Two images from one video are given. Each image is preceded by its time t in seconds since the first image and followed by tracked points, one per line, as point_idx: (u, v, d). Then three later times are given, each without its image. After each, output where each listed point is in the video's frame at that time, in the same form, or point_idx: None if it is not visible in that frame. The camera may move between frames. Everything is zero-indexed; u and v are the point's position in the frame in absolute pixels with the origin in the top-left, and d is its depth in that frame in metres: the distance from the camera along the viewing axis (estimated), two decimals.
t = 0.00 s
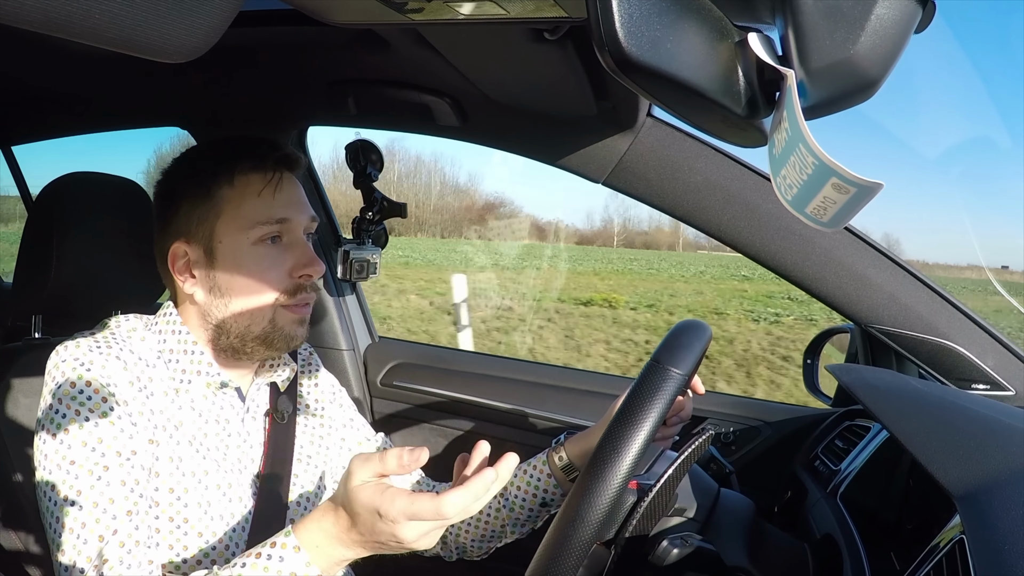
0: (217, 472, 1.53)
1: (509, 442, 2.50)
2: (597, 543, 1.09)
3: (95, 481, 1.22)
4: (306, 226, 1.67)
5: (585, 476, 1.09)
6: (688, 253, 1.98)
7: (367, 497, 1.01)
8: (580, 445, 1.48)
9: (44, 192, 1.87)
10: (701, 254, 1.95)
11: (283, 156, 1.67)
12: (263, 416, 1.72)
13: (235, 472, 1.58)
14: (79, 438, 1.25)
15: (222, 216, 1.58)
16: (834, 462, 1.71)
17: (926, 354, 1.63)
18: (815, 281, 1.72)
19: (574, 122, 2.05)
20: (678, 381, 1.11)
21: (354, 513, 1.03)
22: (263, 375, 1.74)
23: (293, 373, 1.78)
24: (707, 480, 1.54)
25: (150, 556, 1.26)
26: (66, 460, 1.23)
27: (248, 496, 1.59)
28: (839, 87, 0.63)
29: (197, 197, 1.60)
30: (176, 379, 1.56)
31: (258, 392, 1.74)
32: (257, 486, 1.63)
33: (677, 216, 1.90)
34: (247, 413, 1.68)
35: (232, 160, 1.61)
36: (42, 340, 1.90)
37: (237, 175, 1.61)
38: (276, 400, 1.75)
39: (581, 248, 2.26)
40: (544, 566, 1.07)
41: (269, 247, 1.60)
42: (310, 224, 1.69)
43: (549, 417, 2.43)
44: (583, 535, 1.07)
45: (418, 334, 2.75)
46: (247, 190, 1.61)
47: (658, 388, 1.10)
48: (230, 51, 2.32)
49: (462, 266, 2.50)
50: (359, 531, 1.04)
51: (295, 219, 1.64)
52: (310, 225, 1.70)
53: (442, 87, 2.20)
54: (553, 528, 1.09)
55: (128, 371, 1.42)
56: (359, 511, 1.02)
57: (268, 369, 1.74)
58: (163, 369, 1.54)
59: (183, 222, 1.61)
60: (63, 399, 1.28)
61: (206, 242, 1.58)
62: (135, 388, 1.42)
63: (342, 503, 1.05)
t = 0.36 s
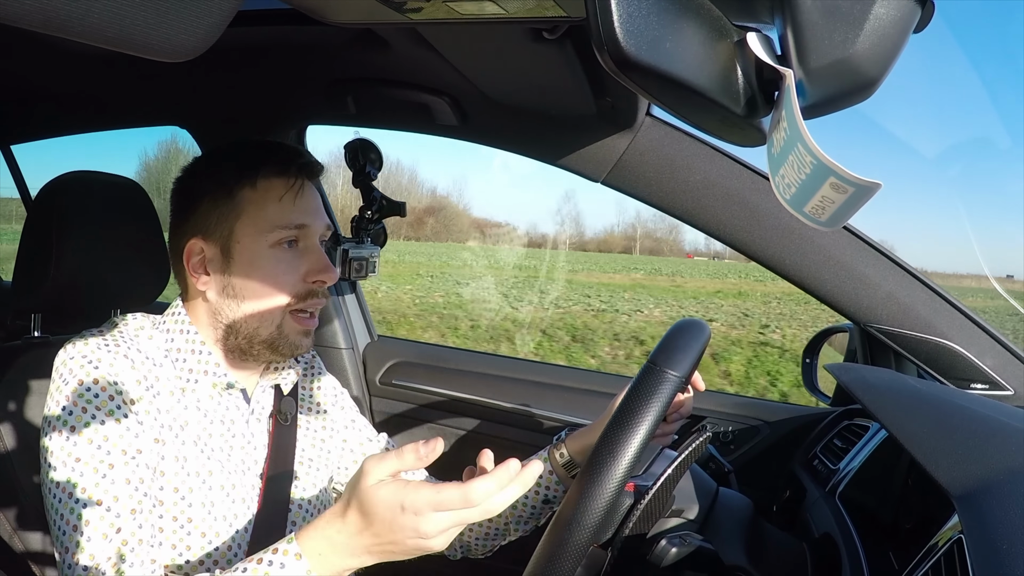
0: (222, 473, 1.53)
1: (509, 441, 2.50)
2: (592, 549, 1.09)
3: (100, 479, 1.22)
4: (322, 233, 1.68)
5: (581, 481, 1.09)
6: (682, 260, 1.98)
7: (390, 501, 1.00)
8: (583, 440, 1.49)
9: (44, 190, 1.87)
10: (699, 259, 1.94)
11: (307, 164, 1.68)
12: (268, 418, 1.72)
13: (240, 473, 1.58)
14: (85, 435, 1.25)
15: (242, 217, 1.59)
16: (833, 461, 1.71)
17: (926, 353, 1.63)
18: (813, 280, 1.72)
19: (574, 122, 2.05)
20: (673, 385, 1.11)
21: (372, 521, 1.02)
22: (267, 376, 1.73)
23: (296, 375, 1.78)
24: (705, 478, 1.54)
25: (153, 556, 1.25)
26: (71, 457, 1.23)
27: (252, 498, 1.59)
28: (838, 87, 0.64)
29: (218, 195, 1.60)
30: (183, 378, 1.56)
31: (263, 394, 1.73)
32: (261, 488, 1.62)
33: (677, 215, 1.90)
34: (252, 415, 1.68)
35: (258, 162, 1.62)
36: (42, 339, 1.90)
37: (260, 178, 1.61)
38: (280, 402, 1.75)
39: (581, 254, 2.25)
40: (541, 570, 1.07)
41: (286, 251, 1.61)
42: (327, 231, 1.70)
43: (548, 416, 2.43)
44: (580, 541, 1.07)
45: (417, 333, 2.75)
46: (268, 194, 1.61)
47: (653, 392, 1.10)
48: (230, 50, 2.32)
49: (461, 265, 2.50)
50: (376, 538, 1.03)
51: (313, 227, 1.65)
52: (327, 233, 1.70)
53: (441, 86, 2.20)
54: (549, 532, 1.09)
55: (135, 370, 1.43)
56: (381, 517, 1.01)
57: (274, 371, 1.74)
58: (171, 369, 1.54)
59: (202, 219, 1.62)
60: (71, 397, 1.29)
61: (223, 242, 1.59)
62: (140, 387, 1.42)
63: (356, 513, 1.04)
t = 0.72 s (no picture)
0: (222, 473, 1.52)
1: (509, 441, 2.50)
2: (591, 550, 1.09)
3: (100, 479, 1.23)
4: (324, 237, 1.68)
5: (579, 484, 1.09)
6: (680, 261, 1.99)
7: (398, 524, 1.00)
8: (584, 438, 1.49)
9: (44, 190, 1.87)
10: (697, 261, 1.94)
11: (309, 167, 1.69)
12: (265, 417, 1.72)
13: (240, 473, 1.58)
14: (85, 436, 1.26)
15: (245, 220, 1.59)
16: (833, 461, 1.71)
17: (926, 353, 1.63)
18: (814, 281, 1.72)
19: (574, 122, 2.05)
20: (673, 387, 1.11)
21: (382, 541, 1.02)
22: (267, 377, 1.73)
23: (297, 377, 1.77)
24: (705, 478, 1.56)
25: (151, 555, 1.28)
26: (70, 458, 1.24)
27: (251, 497, 1.59)
28: (838, 86, 0.63)
29: (221, 198, 1.60)
30: (183, 378, 1.56)
31: (263, 393, 1.73)
32: (260, 487, 1.63)
33: (677, 215, 1.89)
34: (252, 414, 1.68)
35: (261, 165, 1.62)
36: (42, 339, 1.90)
37: (264, 181, 1.62)
38: (280, 402, 1.75)
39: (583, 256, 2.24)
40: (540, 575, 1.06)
41: (288, 254, 1.61)
42: (329, 235, 1.70)
43: (549, 416, 2.43)
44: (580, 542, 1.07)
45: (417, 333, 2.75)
46: (272, 197, 1.61)
47: (649, 397, 1.10)
48: (230, 51, 2.32)
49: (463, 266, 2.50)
50: (387, 556, 1.03)
51: (316, 230, 1.65)
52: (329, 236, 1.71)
53: (441, 86, 2.20)
54: (546, 538, 1.09)
55: (135, 370, 1.44)
56: (389, 538, 1.01)
57: (274, 372, 1.73)
58: (170, 369, 1.54)
59: (204, 221, 1.61)
60: (70, 397, 1.29)
61: (225, 244, 1.59)
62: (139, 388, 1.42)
63: (364, 539, 1.04)
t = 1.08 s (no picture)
0: (221, 476, 1.53)
1: (509, 442, 2.51)
2: (587, 557, 1.09)
3: (110, 477, 1.25)
4: (319, 229, 1.69)
5: (576, 488, 1.09)
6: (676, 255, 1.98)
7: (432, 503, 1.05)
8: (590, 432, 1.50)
9: (44, 192, 1.87)
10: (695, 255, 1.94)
11: (302, 160, 1.69)
12: (267, 418, 1.72)
13: (240, 476, 1.59)
14: (92, 437, 1.27)
15: (241, 214, 1.60)
16: (834, 462, 1.71)
17: (926, 354, 1.63)
18: (813, 281, 1.72)
19: (574, 123, 2.05)
20: (667, 397, 1.10)
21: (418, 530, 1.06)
22: (267, 377, 1.74)
23: (297, 376, 1.78)
24: (707, 478, 1.58)
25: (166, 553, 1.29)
26: (78, 461, 1.24)
27: (251, 500, 1.60)
28: (838, 88, 0.64)
29: (216, 194, 1.61)
30: (181, 384, 1.55)
31: (263, 394, 1.73)
32: (259, 489, 1.63)
33: (676, 217, 1.90)
34: (253, 416, 1.68)
35: (254, 159, 1.63)
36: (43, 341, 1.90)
37: (257, 176, 1.62)
38: (280, 403, 1.74)
39: (584, 252, 2.27)
40: None
41: (284, 246, 1.62)
42: (323, 227, 1.71)
43: (548, 416, 2.44)
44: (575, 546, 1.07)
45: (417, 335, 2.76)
46: (266, 191, 1.62)
47: (648, 403, 1.10)
48: (230, 53, 2.32)
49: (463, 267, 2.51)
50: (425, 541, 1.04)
51: (310, 222, 1.66)
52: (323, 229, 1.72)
53: (441, 88, 2.20)
54: (545, 544, 1.10)
55: (135, 375, 1.43)
56: (423, 522, 1.05)
57: (274, 371, 1.75)
58: (168, 374, 1.54)
59: (200, 218, 1.62)
60: (74, 402, 1.29)
61: (222, 238, 1.60)
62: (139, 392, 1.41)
63: (405, 528, 1.09)
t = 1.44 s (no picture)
0: (228, 475, 1.55)
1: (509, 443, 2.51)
2: (588, 563, 1.07)
3: (140, 451, 1.28)
4: (309, 219, 1.68)
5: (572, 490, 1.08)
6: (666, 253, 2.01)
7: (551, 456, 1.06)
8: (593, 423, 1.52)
9: (45, 194, 1.87)
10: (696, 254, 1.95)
11: (283, 150, 1.67)
12: (270, 420, 1.73)
13: (246, 475, 1.61)
14: (119, 417, 1.31)
15: (228, 210, 1.60)
16: (833, 463, 1.71)
17: (926, 354, 1.64)
18: (813, 282, 1.72)
19: (574, 124, 2.05)
20: (667, 399, 1.11)
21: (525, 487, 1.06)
22: (270, 378, 1.76)
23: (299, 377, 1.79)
24: (707, 480, 1.58)
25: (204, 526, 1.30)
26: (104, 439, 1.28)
27: (256, 499, 1.62)
28: (837, 87, 0.64)
29: (202, 192, 1.61)
30: (186, 385, 1.56)
31: (268, 395, 1.75)
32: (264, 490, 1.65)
33: (676, 218, 1.90)
34: (258, 417, 1.69)
35: (233, 154, 1.61)
36: (43, 343, 1.90)
37: (240, 170, 1.61)
38: (282, 406, 1.75)
39: (586, 251, 2.27)
40: None
41: (273, 237, 1.61)
42: (312, 217, 1.70)
43: (548, 418, 2.44)
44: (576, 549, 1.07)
45: (417, 336, 2.76)
46: (248, 184, 1.61)
47: (646, 403, 1.11)
48: (229, 54, 2.31)
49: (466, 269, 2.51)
50: (523, 514, 1.05)
51: (297, 211, 1.65)
52: (312, 218, 1.70)
53: (441, 90, 2.20)
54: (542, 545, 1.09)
55: (147, 369, 1.48)
56: (537, 476, 1.05)
57: (275, 373, 1.77)
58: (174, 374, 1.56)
59: (191, 219, 1.63)
60: (94, 388, 1.34)
61: (212, 237, 1.60)
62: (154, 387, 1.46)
63: (514, 487, 1.09)
